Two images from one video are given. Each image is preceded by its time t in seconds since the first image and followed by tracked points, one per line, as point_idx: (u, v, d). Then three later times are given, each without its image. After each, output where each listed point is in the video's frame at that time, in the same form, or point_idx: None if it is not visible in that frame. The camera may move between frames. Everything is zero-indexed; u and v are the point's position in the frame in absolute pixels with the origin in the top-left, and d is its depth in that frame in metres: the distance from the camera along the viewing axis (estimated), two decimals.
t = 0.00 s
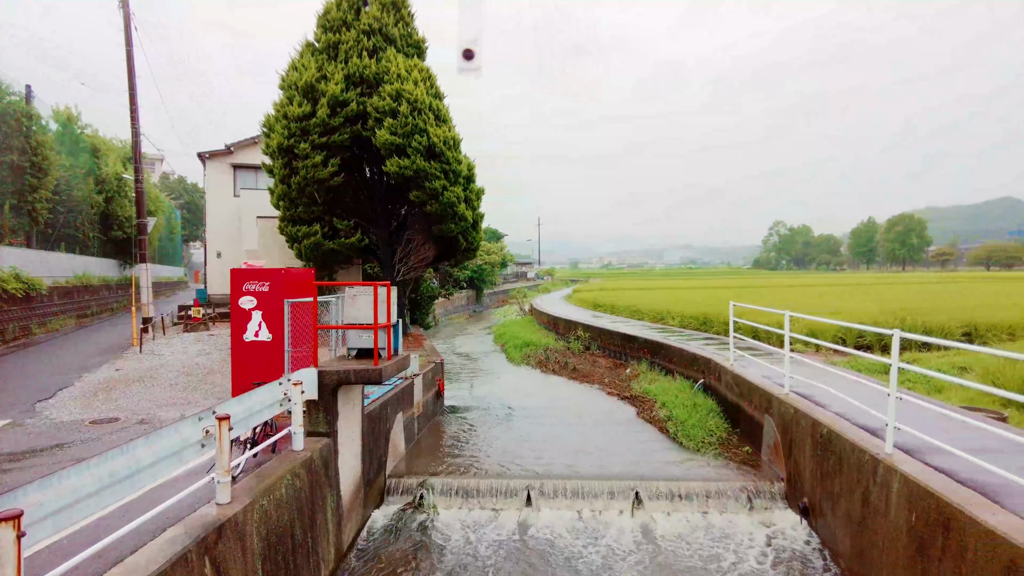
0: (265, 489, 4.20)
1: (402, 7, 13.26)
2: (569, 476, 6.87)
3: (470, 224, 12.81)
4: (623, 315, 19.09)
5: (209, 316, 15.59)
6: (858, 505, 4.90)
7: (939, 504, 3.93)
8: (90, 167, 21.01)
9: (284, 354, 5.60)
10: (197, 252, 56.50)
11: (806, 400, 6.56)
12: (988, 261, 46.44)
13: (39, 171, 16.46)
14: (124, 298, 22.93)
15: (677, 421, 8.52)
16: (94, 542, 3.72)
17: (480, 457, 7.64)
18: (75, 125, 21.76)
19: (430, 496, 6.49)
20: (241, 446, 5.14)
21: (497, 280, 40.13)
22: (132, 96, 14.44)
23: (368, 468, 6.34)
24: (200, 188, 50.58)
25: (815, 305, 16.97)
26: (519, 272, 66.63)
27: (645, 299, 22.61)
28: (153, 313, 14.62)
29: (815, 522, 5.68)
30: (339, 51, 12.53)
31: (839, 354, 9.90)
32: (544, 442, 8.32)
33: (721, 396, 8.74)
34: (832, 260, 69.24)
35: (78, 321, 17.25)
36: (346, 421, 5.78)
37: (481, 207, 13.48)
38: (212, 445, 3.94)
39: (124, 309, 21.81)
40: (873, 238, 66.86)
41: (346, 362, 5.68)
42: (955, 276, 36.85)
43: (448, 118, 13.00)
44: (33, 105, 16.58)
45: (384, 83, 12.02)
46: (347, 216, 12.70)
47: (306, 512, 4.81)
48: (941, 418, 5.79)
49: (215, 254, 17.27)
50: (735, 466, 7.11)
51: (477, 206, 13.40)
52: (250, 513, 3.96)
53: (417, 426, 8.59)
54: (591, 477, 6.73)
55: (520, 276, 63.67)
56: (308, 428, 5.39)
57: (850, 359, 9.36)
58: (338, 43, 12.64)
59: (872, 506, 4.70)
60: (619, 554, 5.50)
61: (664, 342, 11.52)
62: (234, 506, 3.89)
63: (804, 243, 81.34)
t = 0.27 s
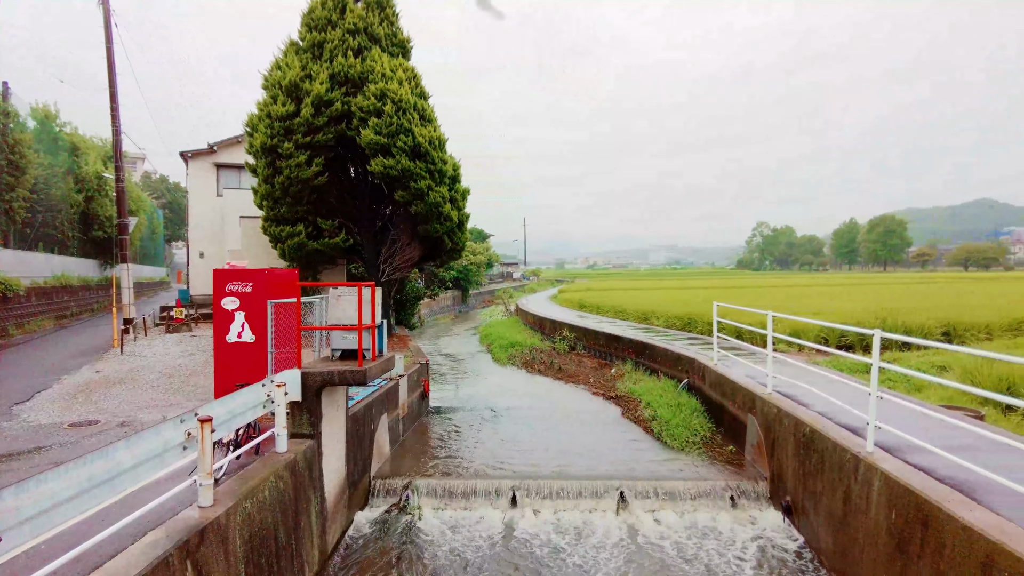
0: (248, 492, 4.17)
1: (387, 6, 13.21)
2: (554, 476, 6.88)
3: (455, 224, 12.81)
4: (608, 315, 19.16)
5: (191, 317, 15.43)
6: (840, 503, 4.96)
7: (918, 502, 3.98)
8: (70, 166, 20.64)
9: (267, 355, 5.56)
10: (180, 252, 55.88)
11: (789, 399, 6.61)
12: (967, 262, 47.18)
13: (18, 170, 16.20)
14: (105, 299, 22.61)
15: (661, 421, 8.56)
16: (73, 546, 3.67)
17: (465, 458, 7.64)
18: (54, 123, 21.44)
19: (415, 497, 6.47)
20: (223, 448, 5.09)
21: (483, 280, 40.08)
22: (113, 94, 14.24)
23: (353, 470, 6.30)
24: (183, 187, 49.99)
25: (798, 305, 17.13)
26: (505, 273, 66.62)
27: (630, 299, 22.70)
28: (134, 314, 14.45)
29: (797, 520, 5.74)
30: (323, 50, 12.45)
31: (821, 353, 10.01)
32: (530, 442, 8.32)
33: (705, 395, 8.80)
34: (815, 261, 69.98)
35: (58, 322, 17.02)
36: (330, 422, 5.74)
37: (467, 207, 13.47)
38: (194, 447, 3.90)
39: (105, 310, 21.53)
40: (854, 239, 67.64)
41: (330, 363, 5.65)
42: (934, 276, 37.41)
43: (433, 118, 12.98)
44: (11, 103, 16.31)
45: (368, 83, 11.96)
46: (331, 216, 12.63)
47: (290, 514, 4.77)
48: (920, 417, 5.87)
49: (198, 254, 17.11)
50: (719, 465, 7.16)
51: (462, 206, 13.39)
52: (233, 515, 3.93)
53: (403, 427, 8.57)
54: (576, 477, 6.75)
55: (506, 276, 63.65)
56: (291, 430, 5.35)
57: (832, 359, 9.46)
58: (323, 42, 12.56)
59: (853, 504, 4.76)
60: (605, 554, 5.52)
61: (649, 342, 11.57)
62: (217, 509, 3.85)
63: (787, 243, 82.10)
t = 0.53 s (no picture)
0: (234, 494, 4.14)
1: (374, 6, 13.17)
2: (543, 476, 6.89)
3: (444, 224, 12.80)
4: (596, 315, 19.22)
5: (177, 318, 15.30)
6: (826, 501, 5.00)
7: (903, 499, 4.02)
8: (53, 165, 20.33)
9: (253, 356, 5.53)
10: (165, 252, 55.33)
11: (775, 399, 6.66)
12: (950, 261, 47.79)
13: None
14: (88, 300, 22.33)
15: (649, 420, 8.59)
16: (56, 550, 3.63)
17: (454, 458, 7.63)
18: (37, 121, 21.17)
19: (404, 498, 6.45)
20: (210, 450, 5.05)
21: (472, 280, 40.08)
22: (97, 93, 14.08)
23: (340, 471, 6.28)
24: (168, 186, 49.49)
25: (784, 305, 17.27)
26: (494, 273, 66.60)
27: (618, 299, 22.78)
28: (118, 315, 14.30)
29: (784, 519, 5.79)
30: (310, 50, 12.38)
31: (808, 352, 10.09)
32: (519, 443, 8.33)
33: (693, 395, 8.84)
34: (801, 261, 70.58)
35: (40, 323, 16.80)
36: (318, 423, 5.72)
37: (455, 207, 13.46)
38: (180, 449, 3.87)
39: (88, 310, 21.29)
40: (840, 239, 68.27)
41: (318, 364, 5.62)
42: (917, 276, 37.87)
43: (421, 118, 12.96)
44: None
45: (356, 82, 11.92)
46: (318, 216, 12.57)
47: (277, 516, 4.74)
48: (905, 415, 5.94)
49: (184, 254, 16.97)
50: (706, 464, 7.20)
51: (451, 206, 13.38)
52: (220, 517, 3.90)
53: (391, 428, 8.54)
54: (564, 477, 6.76)
55: (494, 276, 63.60)
56: (278, 431, 5.32)
57: (819, 358, 9.55)
58: (310, 41, 12.50)
59: (839, 501, 4.80)
60: (594, 553, 5.54)
61: (637, 341, 11.62)
62: (203, 511, 3.83)
63: (774, 243, 82.72)
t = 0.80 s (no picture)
0: (223, 494, 4.12)
1: (365, 5, 13.14)
2: (534, 475, 6.90)
3: (434, 224, 12.79)
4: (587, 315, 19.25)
5: (166, 318, 15.21)
6: (815, 498, 5.03)
7: (891, 496, 4.06)
8: (40, 163, 20.01)
9: (242, 356, 5.50)
10: (154, 252, 54.91)
11: (765, 397, 6.69)
12: (937, 262, 48.22)
13: None
14: (75, 300, 22.09)
15: (640, 419, 8.61)
16: (43, 551, 3.60)
17: (445, 458, 7.62)
18: (24, 120, 20.97)
19: (395, 498, 6.43)
20: (199, 450, 5.02)
21: (462, 280, 40.05)
22: (84, 92, 13.97)
23: (331, 471, 6.25)
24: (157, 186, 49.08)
25: (774, 304, 17.34)
26: (485, 273, 66.54)
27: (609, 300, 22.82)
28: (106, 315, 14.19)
29: (774, 517, 5.82)
30: (300, 48, 12.33)
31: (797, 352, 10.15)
32: (510, 442, 8.33)
33: (683, 394, 8.88)
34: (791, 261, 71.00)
35: (26, 323, 16.65)
36: (308, 423, 5.69)
37: (446, 207, 13.45)
38: (168, 449, 3.84)
39: (76, 310, 21.11)
40: (829, 239, 68.73)
41: (308, 363, 5.60)
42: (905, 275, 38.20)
43: (411, 118, 12.93)
44: None
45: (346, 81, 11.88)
46: (309, 215, 12.52)
47: (267, 516, 4.72)
48: (893, 413, 5.98)
49: (173, 254, 16.87)
50: (697, 463, 7.23)
51: (441, 206, 13.37)
52: (209, 517, 3.88)
53: (381, 428, 8.52)
54: (555, 476, 6.77)
55: (485, 276, 63.60)
56: (268, 431, 5.29)
57: (808, 357, 9.64)
58: (300, 40, 12.45)
59: (828, 499, 4.83)
60: (584, 552, 5.55)
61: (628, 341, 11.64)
62: (192, 511, 3.80)
63: (764, 243, 83.13)
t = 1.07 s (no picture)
0: (211, 493, 4.08)
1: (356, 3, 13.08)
2: (525, 474, 6.88)
3: (425, 223, 12.75)
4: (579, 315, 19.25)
5: (155, 318, 15.10)
6: (805, 496, 5.05)
7: (879, 493, 4.08)
8: (26, 161, 19.71)
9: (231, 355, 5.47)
10: (143, 251, 54.49)
11: (755, 396, 6.71)
12: (926, 262, 48.57)
13: None
14: (63, 300, 21.85)
15: (631, 418, 8.62)
16: (27, 551, 3.56)
17: (436, 458, 7.60)
18: (11, 118, 20.74)
19: (385, 498, 6.40)
20: (187, 450, 4.98)
21: (454, 280, 39.98)
22: (72, 89, 13.85)
23: (320, 471, 6.22)
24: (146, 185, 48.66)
25: (764, 304, 17.40)
26: (477, 273, 66.48)
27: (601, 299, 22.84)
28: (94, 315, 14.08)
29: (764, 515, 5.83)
30: (291, 46, 12.27)
31: (787, 351, 10.19)
32: (501, 441, 8.31)
33: (673, 393, 8.89)
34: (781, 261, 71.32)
35: (13, 324, 16.48)
36: (297, 422, 5.66)
37: (437, 206, 13.43)
38: (155, 448, 3.81)
39: (64, 311, 20.92)
40: (819, 240, 69.12)
41: (297, 362, 5.57)
42: (894, 276, 38.48)
43: (402, 116, 12.90)
44: None
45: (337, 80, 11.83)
46: (299, 215, 12.45)
47: (255, 516, 4.69)
48: (881, 411, 6.01)
49: (162, 254, 16.76)
50: (687, 462, 7.24)
51: (432, 205, 13.34)
52: (196, 517, 3.84)
53: (372, 428, 8.49)
54: (545, 475, 6.77)
55: (477, 276, 63.52)
56: (256, 431, 5.26)
57: (798, 356, 9.69)
58: (290, 38, 12.39)
59: (818, 496, 4.85)
60: (575, 551, 5.54)
61: (619, 340, 11.65)
62: (179, 511, 3.77)
63: (755, 244, 83.47)
